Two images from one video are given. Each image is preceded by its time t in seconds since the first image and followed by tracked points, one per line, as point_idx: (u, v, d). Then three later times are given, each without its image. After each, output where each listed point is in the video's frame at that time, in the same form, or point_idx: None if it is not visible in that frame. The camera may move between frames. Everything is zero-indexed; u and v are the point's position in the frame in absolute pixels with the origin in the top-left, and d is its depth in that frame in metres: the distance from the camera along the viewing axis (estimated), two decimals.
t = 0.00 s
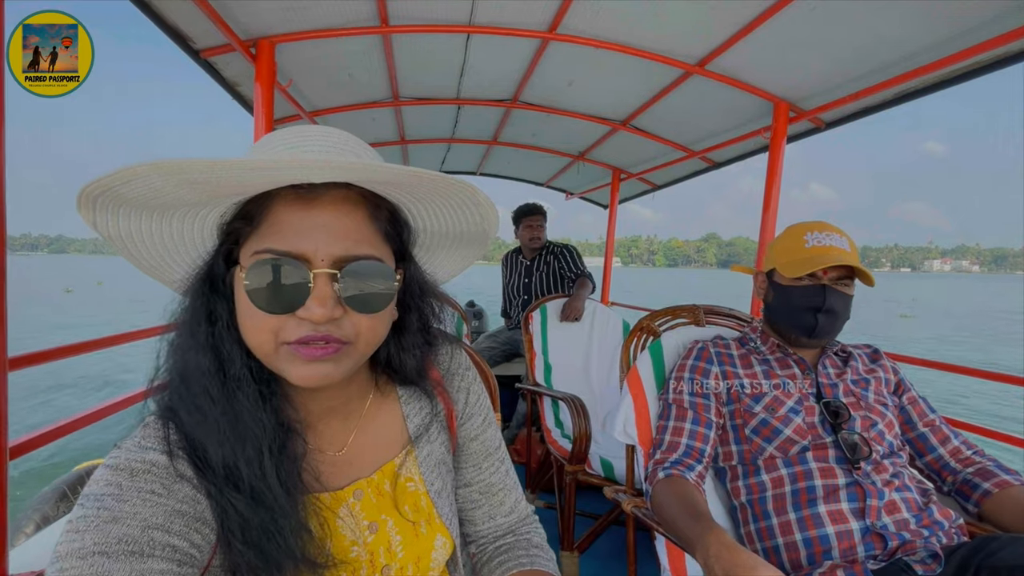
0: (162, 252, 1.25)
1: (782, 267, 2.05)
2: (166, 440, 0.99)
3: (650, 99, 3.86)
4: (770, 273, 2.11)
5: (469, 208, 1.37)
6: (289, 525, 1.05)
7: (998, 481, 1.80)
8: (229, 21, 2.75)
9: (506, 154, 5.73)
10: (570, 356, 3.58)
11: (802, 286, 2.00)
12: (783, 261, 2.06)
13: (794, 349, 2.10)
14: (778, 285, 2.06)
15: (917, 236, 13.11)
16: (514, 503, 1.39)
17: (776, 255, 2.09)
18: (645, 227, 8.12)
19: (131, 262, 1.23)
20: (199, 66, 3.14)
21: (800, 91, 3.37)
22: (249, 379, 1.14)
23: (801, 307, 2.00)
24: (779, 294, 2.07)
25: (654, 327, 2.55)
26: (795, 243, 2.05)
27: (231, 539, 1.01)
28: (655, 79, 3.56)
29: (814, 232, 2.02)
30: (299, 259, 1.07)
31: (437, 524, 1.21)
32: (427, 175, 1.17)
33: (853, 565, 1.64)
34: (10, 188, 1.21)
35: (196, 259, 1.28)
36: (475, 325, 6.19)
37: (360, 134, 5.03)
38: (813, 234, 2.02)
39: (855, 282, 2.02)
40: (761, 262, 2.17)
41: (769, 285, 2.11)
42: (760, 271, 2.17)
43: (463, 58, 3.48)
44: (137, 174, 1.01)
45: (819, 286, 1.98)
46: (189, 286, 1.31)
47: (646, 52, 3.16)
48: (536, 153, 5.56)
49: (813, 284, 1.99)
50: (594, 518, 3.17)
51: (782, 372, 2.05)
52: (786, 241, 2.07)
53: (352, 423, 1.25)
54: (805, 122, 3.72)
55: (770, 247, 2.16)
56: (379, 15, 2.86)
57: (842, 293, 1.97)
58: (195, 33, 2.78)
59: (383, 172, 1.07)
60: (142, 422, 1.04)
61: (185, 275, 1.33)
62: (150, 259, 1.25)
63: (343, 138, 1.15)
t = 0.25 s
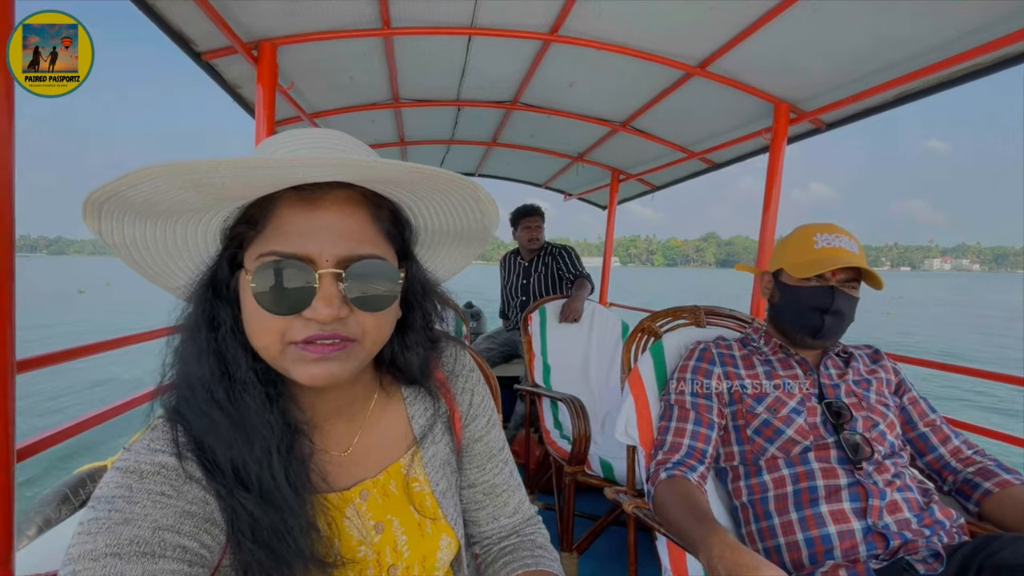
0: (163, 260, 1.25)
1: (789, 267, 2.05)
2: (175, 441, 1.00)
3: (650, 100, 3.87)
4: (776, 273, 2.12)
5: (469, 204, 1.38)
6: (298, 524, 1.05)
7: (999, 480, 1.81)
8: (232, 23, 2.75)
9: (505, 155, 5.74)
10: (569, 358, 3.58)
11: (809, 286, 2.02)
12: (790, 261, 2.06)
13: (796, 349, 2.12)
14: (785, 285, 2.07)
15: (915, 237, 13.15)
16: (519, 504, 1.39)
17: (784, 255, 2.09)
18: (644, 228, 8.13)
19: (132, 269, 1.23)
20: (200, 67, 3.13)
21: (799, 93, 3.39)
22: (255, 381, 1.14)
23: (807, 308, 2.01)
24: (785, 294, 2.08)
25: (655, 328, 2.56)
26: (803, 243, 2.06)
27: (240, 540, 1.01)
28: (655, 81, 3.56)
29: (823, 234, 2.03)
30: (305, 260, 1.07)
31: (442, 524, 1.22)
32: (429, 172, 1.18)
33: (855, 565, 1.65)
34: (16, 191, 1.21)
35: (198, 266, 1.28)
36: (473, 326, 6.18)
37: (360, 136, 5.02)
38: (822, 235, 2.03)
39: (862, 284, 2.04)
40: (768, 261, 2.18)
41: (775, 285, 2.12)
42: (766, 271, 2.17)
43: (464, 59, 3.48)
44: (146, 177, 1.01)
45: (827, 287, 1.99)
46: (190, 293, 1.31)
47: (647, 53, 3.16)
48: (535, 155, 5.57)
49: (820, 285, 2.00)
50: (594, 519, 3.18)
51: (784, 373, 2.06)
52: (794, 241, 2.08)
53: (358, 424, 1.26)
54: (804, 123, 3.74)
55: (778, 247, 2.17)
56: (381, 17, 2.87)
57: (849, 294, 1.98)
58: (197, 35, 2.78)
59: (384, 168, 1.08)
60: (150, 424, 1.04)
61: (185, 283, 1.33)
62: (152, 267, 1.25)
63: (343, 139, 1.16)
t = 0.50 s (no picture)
0: (162, 259, 1.25)
1: (788, 266, 2.05)
2: (172, 442, 1.00)
3: (648, 100, 3.87)
4: (775, 272, 2.11)
5: (468, 205, 1.38)
6: (295, 525, 1.05)
7: (998, 479, 1.81)
8: (228, 26, 2.76)
9: (504, 156, 5.75)
10: (568, 358, 3.58)
11: (808, 285, 2.01)
12: (789, 261, 2.06)
13: (794, 348, 2.12)
14: (784, 284, 2.06)
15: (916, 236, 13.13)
16: (516, 504, 1.39)
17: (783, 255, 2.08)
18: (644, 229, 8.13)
19: (131, 269, 1.23)
20: (198, 70, 3.14)
21: (797, 93, 3.39)
22: (257, 380, 1.14)
23: (807, 307, 2.01)
24: (784, 293, 2.07)
25: (652, 328, 2.55)
26: (802, 242, 2.05)
27: (238, 540, 1.01)
28: (652, 81, 3.57)
29: (822, 233, 2.03)
30: (306, 259, 1.08)
31: (440, 524, 1.22)
32: (430, 173, 1.18)
33: (853, 564, 1.65)
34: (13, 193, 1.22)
35: (197, 266, 1.28)
36: (473, 326, 6.19)
37: (359, 137, 5.04)
38: (820, 234, 2.03)
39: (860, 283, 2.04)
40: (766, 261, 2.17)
41: (773, 284, 2.12)
42: (764, 270, 2.17)
43: (461, 61, 3.49)
44: (146, 177, 1.01)
45: (826, 286, 1.99)
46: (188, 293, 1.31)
47: (644, 54, 3.17)
48: (534, 155, 5.57)
49: (819, 285, 2.00)
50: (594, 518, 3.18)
51: (783, 373, 2.06)
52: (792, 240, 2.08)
53: (356, 424, 1.26)
54: (802, 123, 3.74)
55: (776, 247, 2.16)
56: (377, 19, 2.87)
57: (847, 293, 1.98)
58: (194, 39, 2.79)
59: (384, 168, 1.08)
60: (147, 425, 1.04)
61: (184, 283, 1.33)
62: (151, 266, 1.25)
63: (342, 140, 1.16)
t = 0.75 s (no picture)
0: (159, 253, 1.26)
1: (785, 266, 2.04)
2: (167, 440, 1.01)
3: (645, 101, 3.88)
4: (771, 273, 2.10)
5: (467, 208, 1.38)
6: (290, 522, 1.05)
7: (995, 477, 1.80)
8: (225, 29, 2.77)
9: (504, 158, 5.76)
10: (569, 359, 3.58)
11: (807, 285, 2.01)
12: (786, 261, 2.05)
13: (791, 348, 2.11)
14: (782, 285, 2.05)
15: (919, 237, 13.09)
16: (512, 503, 1.39)
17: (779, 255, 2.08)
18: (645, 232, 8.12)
19: (126, 262, 1.24)
20: (196, 74, 3.16)
21: (793, 92, 3.40)
22: (252, 378, 1.15)
23: (809, 308, 2.00)
24: (783, 295, 2.06)
25: (650, 327, 2.55)
26: (797, 242, 2.06)
27: (233, 537, 1.02)
28: (649, 83, 3.58)
29: (815, 232, 2.04)
30: (306, 257, 1.08)
31: (435, 522, 1.22)
32: (432, 174, 1.19)
33: (850, 563, 1.64)
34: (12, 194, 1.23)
35: (194, 261, 1.29)
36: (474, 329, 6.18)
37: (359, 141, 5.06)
38: (814, 233, 2.04)
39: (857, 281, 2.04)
40: (759, 262, 2.17)
41: (770, 285, 2.11)
42: (759, 271, 2.16)
43: (458, 63, 3.50)
44: (146, 173, 1.02)
45: (825, 285, 1.98)
46: (185, 287, 1.31)
47: (640, 55, 3.18)
48: (533, 158, 5.58)
49: (818, 284, 2.00)
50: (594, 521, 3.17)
51: (779, 372, 2.06)
52: (786, 240, 2.08)
53: (351, 423, 1.26)
54: (799, 123, 3.75)
55: (766, 247, 2.16)
56: (373, 21, 2.89)
57: (846, 291, 1.99)
58: (192, 42, 2.81)
59: (387, 171, 1.09)
60: (143, 423, 1.05)
61: (180, 276, 1.33)
62: (148, 260, 1.25)
63: (343, 140, 1.17)
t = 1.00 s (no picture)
0: (159, 256, 1.26)
1: (782, 270, 2.05)
2: (168, 441, 1.01)
3: (644, 105, 3.90)
4: (768, 277, 2.11)
5: (465, 210, 1.40)
6: (290, 523, 1.06)
7: (992, 476, 1.81)
8: (226, 33, 2.79)
9: (502, 161, 5.78)
10: (568, 361, 3.59)
11: (805, 288, 2.02)
12: (783, 264, 2.06)
13: (788, 350, 2.13)
14: (780, 289, 2.06)
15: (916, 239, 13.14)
16: (511, 503, 1.40)
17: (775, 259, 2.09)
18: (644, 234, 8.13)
19: (126, 265, 1.25)
20: (197, 77, 3.17)
21: (790, 95, 3.42)
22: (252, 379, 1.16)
23: (808, 310, 2.01)
24: (781, 298, 2.07)
25: (649, 329, 2.57)
26: (792, 245, 2.07)
27: (234, 538, 1.02)
28: (647, 86, 3.60)
29: (809, 234, 2.06)
30: (305, 262, 1.09)
31: (434, 523, 1.22)
32: (429, 178, 1.20)
33: (848, 562, 1.64)
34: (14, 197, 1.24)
35: (194, 264, 1.30)
36: (473, 332, 6.18)
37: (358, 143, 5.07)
38: (808, 235, 2.06)
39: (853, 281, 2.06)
40: (754, 266, 2.18)
41: (767, 289, 2.12)
42: (755, 275, 2.17)
43: (457, 66, 3.52)
44: (147, 177, 1.03)
45: (822, 287, 2.00)
46: (184, 290, 1.32)
47: (638, 59, 3.20)
48: (532, 160, 5.60)
49: (816, 286, 2.01)
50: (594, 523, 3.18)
51: (777, 374, 2.07)
52: (781, 243, 2.09)
53: (350, 425, 1.27)
54: (796, 126, 3.77)
55: (760, 250, 2.17)
56: (373, 25, 2.91)
57: (843, 292, 2.00)
58: (193, 45, 2.82)
59: (384, 175, 1.10)
60: (143, 425, 1.06)
61: (180, 279, 1.34)
62: (148, 262, 1.26)
63: (342, 144, 1.18)
